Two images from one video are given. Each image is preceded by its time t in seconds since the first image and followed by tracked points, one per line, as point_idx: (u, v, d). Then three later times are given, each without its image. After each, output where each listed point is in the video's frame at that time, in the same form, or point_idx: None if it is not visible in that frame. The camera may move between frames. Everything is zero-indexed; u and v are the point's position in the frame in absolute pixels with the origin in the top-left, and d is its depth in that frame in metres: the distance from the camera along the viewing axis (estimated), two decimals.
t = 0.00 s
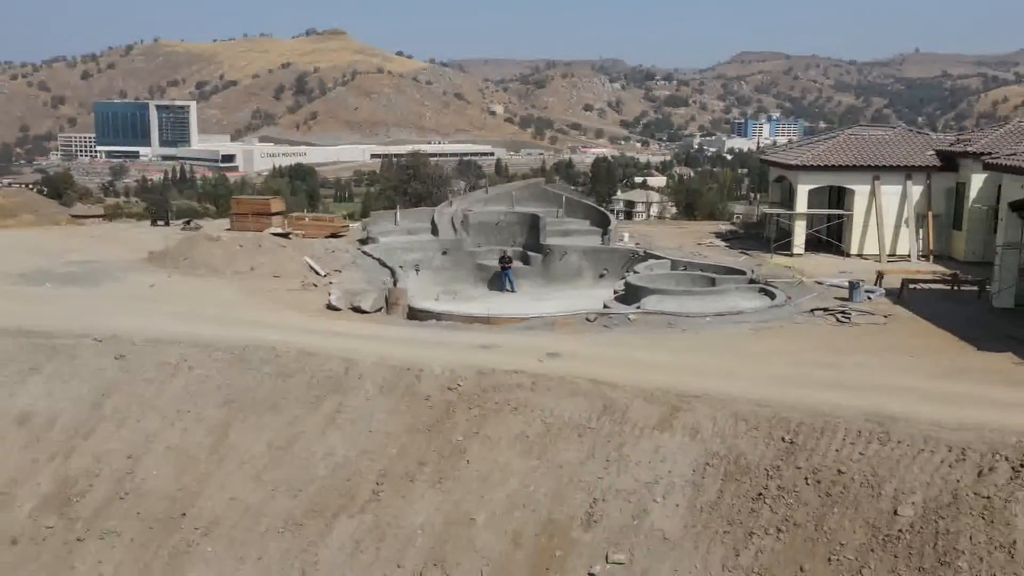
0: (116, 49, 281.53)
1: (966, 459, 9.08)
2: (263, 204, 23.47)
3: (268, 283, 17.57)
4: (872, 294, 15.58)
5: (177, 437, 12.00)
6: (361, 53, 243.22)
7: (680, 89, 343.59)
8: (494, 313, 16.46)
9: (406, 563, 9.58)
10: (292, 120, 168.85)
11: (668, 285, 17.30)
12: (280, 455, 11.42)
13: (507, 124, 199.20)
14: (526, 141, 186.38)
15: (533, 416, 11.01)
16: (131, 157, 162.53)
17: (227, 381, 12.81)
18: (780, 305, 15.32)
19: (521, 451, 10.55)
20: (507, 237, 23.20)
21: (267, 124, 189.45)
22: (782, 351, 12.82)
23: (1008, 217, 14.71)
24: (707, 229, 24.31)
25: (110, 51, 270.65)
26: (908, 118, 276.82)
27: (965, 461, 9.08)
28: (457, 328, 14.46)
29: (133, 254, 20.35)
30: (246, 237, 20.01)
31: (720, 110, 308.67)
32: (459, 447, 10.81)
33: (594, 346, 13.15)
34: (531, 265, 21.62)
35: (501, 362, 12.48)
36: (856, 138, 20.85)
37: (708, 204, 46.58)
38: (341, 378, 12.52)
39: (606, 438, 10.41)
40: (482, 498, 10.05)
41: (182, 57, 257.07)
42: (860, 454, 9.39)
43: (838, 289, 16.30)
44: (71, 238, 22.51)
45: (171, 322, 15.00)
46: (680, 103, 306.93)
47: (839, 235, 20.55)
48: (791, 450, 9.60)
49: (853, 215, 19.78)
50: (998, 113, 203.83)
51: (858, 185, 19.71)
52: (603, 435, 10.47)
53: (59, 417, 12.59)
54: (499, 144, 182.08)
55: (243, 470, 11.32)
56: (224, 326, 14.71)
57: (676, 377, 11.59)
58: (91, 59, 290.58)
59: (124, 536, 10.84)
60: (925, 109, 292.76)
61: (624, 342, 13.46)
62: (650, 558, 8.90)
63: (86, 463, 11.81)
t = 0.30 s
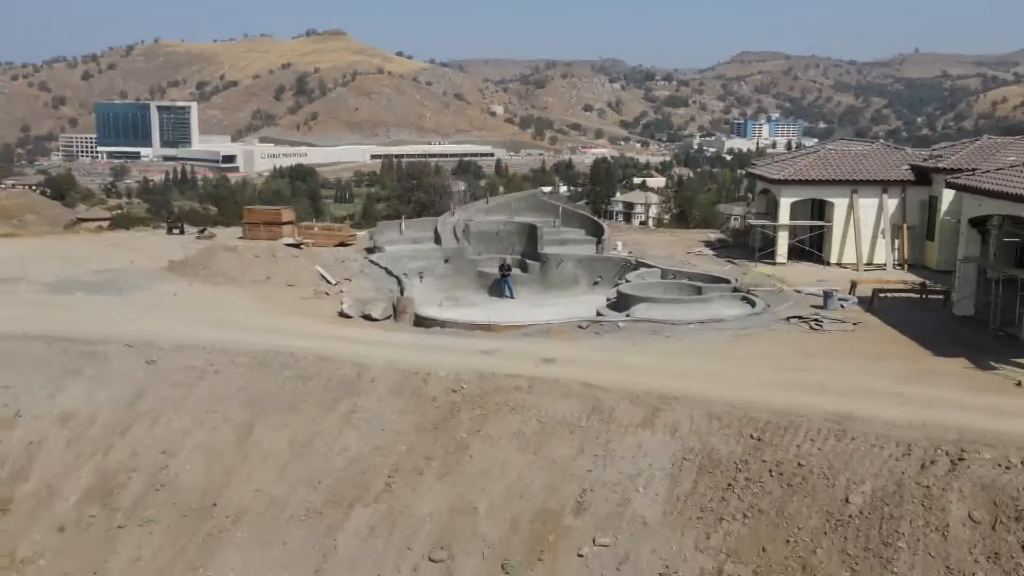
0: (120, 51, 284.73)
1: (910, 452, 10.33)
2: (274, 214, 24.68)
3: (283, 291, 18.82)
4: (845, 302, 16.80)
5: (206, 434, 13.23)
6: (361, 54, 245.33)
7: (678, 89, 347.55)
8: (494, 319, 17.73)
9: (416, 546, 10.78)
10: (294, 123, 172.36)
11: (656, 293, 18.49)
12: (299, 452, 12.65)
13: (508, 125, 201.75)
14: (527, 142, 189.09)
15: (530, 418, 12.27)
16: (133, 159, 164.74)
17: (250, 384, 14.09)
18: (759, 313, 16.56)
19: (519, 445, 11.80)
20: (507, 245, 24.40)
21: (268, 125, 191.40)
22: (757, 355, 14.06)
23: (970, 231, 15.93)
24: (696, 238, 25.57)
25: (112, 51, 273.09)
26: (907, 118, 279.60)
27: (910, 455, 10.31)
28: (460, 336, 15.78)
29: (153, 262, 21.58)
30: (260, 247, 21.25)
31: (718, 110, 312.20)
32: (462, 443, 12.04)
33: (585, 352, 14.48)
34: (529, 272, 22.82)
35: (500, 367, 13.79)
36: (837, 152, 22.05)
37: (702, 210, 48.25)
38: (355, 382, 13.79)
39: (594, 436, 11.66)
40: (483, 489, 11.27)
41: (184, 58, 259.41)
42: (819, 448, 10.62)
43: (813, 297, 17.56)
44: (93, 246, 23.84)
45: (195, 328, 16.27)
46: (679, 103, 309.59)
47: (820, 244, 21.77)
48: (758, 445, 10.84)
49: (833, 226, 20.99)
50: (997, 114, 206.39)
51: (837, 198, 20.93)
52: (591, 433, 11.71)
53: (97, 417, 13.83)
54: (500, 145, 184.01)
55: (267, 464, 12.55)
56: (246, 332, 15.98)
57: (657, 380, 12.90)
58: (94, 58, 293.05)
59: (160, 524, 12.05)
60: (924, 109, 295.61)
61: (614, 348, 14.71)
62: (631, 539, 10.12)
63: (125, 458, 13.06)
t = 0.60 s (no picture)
0: (124, 52, 286.68)
1: (865, 447, 11.56)
2: (285, 222, 25.92)
3: (297, 298, 20.10)
4: (822, 308, 18.05)
5: (231, 432, 14.48)
6: (361, 54, 246.83)
7: (678, 89, 349.23)
8: (494, 326, 19.00)
9: (425, 532, 11.99)
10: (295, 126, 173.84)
11: (646, 300, 19.73)
12: (316, 447, 13.89)
13: (509, 126, 203.25)
14: (527, 143, 190.54)
15: (527, 417, 13.51)
16: (135, 160, 166.28)
17: (271, 386, 15.37)
18: (741, 319, 17.80)
19: (518, 442, 13.05)
20: (507, 253, 25.67)
21: (269, 126, 192.79)
22: (736, 359, 15.33)
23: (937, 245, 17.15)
24: (687, 245, 26.84)
25: (112, 52, 274.51)
26: (906, 118, 281.42)
27: (866, 450, 11.53)
28: (464, 342, 17.07)
29: (173, 269, 22.85)
30: (274, 256, 22.55)
31: (718, 111, 313.90)
32: (465, 441, 13.28)
33: (579, 357, 15.76)
34: (528, 279, 24.01)
35: (500, 372, 15.07)
36: (819, 166, 23.30)
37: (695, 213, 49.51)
38: (367, 385, 15.04)
39: (585, 434, 12.91)
40: (484, 480, 12.49)
41: (184, 59, 260.80)
42: (786, 444, 11.85)
43: (792, 304, 18.81)
44: (113, 253, 25.10)
45: (217, 334, 17.53)
46: (679, 103, 311.46)
47: (803, 253, 23.01)
48: (731, 441, 12.08)
49: (814, 235, 22.24)
50: (996, 115, 208.79)
51: (819, 210, 22.18)
52: (583, 432, 12.96)
53: (130, 416, 15.08)
54: (500, 146, 185.60)
55: (287, 460, 13.78)
56: (265, 338, 17.26)
57: (644, 383, 14.16)
58: (93, 59, 294.51)
59: (190, 513, 13.27)
60: (922, 110, 298.08)
61: (605, 354, 15.95)
62: (615, 525, 11.34)
63: (157, 453, 14.31)
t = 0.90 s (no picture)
0: (127, 53, 288.76)
1: (830, 442, 12.85)
2: (294, 229, 27.16)
3: (309, 304, 21.36)
4: (801, 314, 19.28)
5: (251, 429, 15.72)
6: (361, 54, 248.07)
7: (678, 89, 351.16)
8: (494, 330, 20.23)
9: (432, 520, 13.22)
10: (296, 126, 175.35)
11: (637, 306, 20.93)
12: (332, 443, 15.14)
13: (509, 126, 204.87)
14: (527, 143, 192.07)
15: (524, 416, 14.76)
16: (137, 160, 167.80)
17: (287, 387, 16.64)
18: (725, 324, 19.02)
19: (516, 438, 14.32)
20: (506, 260, 26.89)
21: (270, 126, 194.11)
22: (718, 362, 16.57)
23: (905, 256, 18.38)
24: (679, 252, 28.10)
25: (112, 52, 275.81)
26: (905, 119, 283.10)
27: (830, 445, 12.78)
28: (467, 346, 18.35)
29: (190, 276, 24.11)
30: (286, 264, 23.82)
31: (717, 112, 315.65)
32: (468, 437, 14.53)
33: (573, 360, 17.04)
34: (526, 284, 25.18)
35: (501, 374, 16.35)
36: (804, 177, 24.49)
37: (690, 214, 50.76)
38: (377, 386, 16.29)
39: (578, 431, 14.16)
40: (486, 472, 13.74)
41: (185, 59, 262.04)
42: (758, 440, 13.12)
43: (773, 309, 20.06)
44: (131, 259, 26.39)
45: (234, 338, 18.77)
46: (679, 102, 312.98)
47: (788, 260, 24.22)
48: (710, 437, 13.35)
49: (798, 243, 23.45)
50: (995, 114, 210.92)
51: (803, 219, 23.38)
52: (576, 429, 14.21)
53: (157, 415, 16.34)
54: (500, 146, 187.06)
55: (305, 455, 15.01)
56: (280, 342, 18.52)
57: (632, 385, 15.44)
58: (95, 59, 296.19)
59: (217, 503, 14.52)
60: (922, 109, 299.88)
61: (597, 357, 17.20)
62: (604, 512, 12.62)
63: (183, 448, 15.57)
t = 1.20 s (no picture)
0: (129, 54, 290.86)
1: (799, 439, 14.14)
2: (303, 236, 28.46)
3: (320, 308, 22.64)
4: (783, 319, 20.56)
5: (269, 426, 16.99)
6: (361, 55, 249.46)
7: (677, 90, 353.38)
8: (494, 333, 21.52)
9: (437, 509, 14.47)
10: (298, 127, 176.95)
11: (630, 311, 22.19)
12: (344, 439, 16.39)
13: (509, 127, 206.51)
14: (527, 144, 193.63)
15: (519, 412, 16.15)
16: (139, 162, 169.46)
17: (301, 387, 17.93)
18: (710, 328, 20.28)
19: (513, 433, 15.62)
20: (505, 265, 28.22)
21: (271, 127, 195.47)
22: (702, 363, 17.87)
23: (879, 265, 19.65)
24: (672, 258, 29.43)
25: (112, 52, 277.16)
26: (905, 119, 285.10)
27: (800, 441, 14.06)
28: (468, 349, 19.67)
29: (205, 282, 25.35)
30: (296, 270, 25.09)
31: (716, 112, 317.65)
32: (470, 434, 15.79)
33: (568, 362, 18.35)
34: (524, 290, 26.41)
35: (500, 375, 17.68)
36: (789, 188, 25.74)
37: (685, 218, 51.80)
38: (385, 387, 17.58)
39: (570, 428, 15.46)
40: (486, 465, 15.01)
41: (185, 60, 263.45)
42: (736, 435, 14.41)
43: (757, 314, 21.33)
44: (148, 265, 27.70)
45: (250, 342, 20.05)
46: (678, 103, 315.22)
47: (773, 267, 25.50)
48: (691, 433, 14.66)
49: (782, 251, 24.71)
50: (994, 114, 212.90)
51: (787, 228, 24.62)
52: (568, 426, 15.53)
53: (181, 414, 17.58)
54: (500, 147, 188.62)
55: (320, 450, 16.27)
56: (294, 346, 19.79)
57: (623, 386, 16.73)
58: (97, 60, 298.20)
59: (238, 494, 15.75)
60: (921, 110, 301.67)
61: (590, 360, 18.47)
62: (593, 501, 13.89)
63: (206, 444, 16.82)
